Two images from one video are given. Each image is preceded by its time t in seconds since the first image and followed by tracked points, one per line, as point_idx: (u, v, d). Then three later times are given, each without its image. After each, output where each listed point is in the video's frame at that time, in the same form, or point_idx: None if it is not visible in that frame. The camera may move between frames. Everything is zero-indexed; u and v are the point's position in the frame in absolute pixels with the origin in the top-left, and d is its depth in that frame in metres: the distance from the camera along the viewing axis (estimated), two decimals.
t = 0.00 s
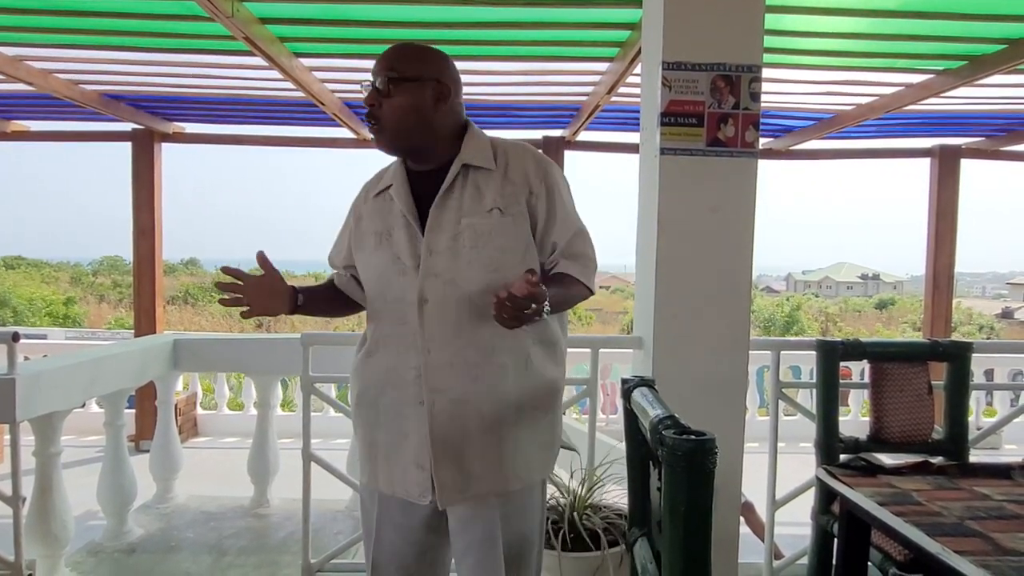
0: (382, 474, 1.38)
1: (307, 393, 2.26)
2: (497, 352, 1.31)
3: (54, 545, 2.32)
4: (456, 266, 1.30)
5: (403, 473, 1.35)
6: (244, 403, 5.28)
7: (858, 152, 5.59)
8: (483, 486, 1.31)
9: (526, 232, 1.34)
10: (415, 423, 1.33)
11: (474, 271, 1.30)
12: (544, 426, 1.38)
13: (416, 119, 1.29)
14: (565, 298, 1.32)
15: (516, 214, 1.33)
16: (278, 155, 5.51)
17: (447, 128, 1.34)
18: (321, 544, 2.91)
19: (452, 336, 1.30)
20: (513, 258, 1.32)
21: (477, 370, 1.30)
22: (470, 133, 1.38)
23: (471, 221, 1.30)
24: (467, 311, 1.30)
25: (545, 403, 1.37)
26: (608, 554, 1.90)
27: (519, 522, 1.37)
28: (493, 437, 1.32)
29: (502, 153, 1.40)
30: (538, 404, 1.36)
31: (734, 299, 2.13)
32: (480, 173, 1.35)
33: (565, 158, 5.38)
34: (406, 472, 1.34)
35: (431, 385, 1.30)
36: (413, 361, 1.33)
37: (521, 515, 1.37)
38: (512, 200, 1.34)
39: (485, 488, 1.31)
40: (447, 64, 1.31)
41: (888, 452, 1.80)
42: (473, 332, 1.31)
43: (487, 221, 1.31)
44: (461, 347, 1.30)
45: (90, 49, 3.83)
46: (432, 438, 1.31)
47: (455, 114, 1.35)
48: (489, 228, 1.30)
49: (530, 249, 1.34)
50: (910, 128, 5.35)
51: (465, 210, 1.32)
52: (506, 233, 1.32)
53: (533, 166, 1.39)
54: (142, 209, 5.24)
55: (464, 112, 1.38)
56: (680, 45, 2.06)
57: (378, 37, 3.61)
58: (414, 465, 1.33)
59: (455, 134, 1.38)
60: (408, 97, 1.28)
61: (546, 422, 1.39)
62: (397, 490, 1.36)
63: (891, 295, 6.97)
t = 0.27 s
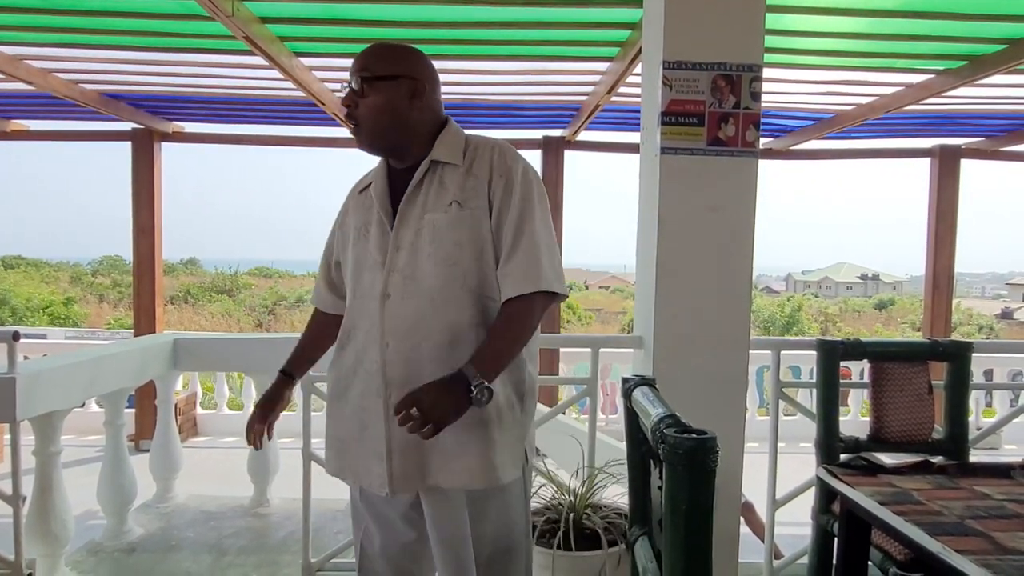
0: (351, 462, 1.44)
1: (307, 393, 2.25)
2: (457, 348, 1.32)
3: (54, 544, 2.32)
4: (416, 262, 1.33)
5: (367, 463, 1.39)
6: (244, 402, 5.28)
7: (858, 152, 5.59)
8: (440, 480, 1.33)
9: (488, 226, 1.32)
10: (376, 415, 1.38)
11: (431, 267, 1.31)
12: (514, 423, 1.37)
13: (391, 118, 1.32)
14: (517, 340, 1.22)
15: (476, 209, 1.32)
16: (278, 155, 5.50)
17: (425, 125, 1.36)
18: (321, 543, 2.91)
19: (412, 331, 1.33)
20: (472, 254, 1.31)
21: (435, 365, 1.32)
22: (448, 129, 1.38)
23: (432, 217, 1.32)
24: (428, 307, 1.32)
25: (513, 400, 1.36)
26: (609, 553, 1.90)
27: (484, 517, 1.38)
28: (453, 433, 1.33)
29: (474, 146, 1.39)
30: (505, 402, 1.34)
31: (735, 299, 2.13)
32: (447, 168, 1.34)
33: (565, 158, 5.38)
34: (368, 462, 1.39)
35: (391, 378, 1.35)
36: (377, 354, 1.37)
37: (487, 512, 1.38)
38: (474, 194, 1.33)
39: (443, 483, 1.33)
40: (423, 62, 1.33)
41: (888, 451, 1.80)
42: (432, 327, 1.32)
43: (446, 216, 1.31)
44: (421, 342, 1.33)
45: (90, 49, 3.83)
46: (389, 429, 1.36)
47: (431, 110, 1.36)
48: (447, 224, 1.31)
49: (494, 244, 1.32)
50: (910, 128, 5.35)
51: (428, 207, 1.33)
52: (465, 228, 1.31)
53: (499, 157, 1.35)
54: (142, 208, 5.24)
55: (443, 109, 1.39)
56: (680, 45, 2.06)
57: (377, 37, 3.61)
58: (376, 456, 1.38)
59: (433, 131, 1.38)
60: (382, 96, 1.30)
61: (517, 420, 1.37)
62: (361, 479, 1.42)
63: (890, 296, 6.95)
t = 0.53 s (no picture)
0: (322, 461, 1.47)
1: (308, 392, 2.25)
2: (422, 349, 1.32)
3: (54, 543, 2.32)
4: (384, 262, 1.35)
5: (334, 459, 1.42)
6: (244, 402, 5.28)
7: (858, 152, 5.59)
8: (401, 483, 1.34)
9: (456, 229, 1.33)
10: (342, 412, 1.40)
11: (398, 267, 1.33)
12: (483, 427, 1.36)
13: (363, 117, 1.34)
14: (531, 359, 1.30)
15: (445, 210, 1.33)
16: (277, 154, 5.50)
17: (399, 125, 1.38)
18: (321, 543, 2.92)
19: (378, 330, 1.34)
20: (438, 256, 1.32)
21: (399, 364, 1.33)
22: (422, 127, 1.39)
23: (401, 218, 1.34)
24: (393, 306, 1.33)
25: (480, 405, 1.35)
26: (608, 553, 1.89)
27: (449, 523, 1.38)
28: (417, 433, 1.33)
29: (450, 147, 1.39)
30: (473, 404, 1.34)
31: (735, 299, 2.13)
32: (418, 169, 1.36)
33: (565, 158, 5.38)
34: (333, 461, 1.41)
35: (356, 376, 1.36)
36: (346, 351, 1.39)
37: (455, 516, 1.38)
38: (443, 196, 1.34)
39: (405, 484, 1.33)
40: (396, 62, 1.35)
41: (888, 451, 1.80)
42: (397, 327, 1.33)
43: (415, 216, 1.33)
44: (386, 341, 1.34)
45: (89, 48, 3.83)
46: (355, 428, 1.37)
47: (405, 109, 1.38)
48: (414, 225, 1.32)
49: (462, 246, 1.33)
50: (910, 129, 5.35)
51: (399, 207, 1.35)
52: (430, 229, 1.32)
53: (471, 160, 1.36)
54: (142, 208, 5.25)
55: (417, 108, 1.41)
56: (681, 45, 2.06)
57: (377, 36, 3.61)
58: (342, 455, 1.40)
59: (406, 129, 1.39)
60: (354, 96, 1.33)
61: (484, 424, 1.36)
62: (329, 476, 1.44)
63: (889, 296, 6.97)
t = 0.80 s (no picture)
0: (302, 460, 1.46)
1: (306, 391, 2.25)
2: (400, 346, 1.32)
3: (52, 543, 2.32)
4: (363, 260, 1.34)
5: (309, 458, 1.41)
6: (243, 402, 5.27)
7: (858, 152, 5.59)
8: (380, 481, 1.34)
9: (436, 227, 1.33)
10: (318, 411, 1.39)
11: (377, 264, 1.32)
12: (465, 426, 1.36)
13: (346, 118, 1.34)
14: (523, 355, 1.30)
15: (426, 208, 1.33)
16: (277, 154, 5.50)
17: (382, 125, 1.38)
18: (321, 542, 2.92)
19: (356, 328, 1.34)
20: (417, 254, 1.32)
21: (376, 362, 1.33)
22: (404, 128, 1.39)
23: (381, 216, 1.33)
24: (371, 303, 1.32)
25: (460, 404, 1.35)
26: (607, 554, 1.89)
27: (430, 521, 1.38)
28: (395, 430, 1.33)
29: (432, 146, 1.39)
30: (451, 404, 1.34)
31: (734, 299, 2.13)
32: (399, 168, 1.36)
33: (565, 158, 5.38)
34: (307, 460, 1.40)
35: (333, 375, 1.36)
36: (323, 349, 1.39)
37: (437, 514, 1.38)
38: (423, 194, 1.33)
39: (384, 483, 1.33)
40: (378, 61, 1.35)
41: (887, 451, 1.80)
42: (375, 325, 1.32)
43: (394, 214, 1.33)
44: (364, 338, 1.33)
45: (89, 47, 3.82)
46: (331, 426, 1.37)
47: (388, 110, 1.38)
48: (393, 223, 1.32)
49: (442, 244, 1.33)
50: (910, 129, 5.35)
51: (380, 205, 1.35)
52: (408, 227, 1.32)
53: (453, 158, 1.36)
54: (141, 207, 5.25)
55: (400, 108, 1.41)
56: (681, 45, 2.05)
57: (377, 36, 3.61)
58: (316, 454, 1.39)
59: (389, 129, 1.39)
60: (337, 97, 1.33)
61: (465, 423, 1.36)
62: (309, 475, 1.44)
63: (888, 296, 6.97)
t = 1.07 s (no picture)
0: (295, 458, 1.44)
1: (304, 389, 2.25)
2: (400, 342, 1.32)
3: (50, 541, 2.31)
4: (363, 254, 1.33)
5: (303, 456, 1.39)
6: (241, 400, 5.26)
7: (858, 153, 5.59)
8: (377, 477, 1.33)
9: (436, 223, 1.33)
10: (314, 407, 1.38)
11: (377, 259, 1.32)
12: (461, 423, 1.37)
13: (348, 118, 1.33)
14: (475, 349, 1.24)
15: (427, 204, 1.33)
16: (276, 153, 5.49)
17: (382, 125, 1.37)
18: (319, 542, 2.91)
19: (355, 323, 1.33)
20: (417, 249, 1.31)
21: (376, 356, 1.33)
22: (404, 129, 1.40)
23: (382, 211, 1.33)
24: (371, 299, 1.32)
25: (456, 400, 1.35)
26: (606, 554, 1.89)
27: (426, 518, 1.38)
28: (394, 425, 1.33)
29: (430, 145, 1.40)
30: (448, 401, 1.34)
31: (735, 299, 2.13)
32: (400, 165, 1.36)
33: (565, 158, 5.37)
34: (301, 457, 1.39)
35: (332, 370, 1.35)
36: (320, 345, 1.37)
37: (434, 511, 1.39)
38: (424, 190, 1.34)
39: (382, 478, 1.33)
40: (378, 61, 1.35)
41: (887, 453, 1.79)
42: (375, 320, 1.32)
43: (395, 209, 1.32)
44: (364, 334, 1.33)
45: (89, 45, 3.81)
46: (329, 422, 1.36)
47: (389, 111, 1.38)
48: (394, 218, 1.32)
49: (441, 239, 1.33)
50: (910, 130, 5.35)
51: (380, 201, 1.34)
52: (408, 222, 1.32)
53: (454, 157, 1.37)
54: (140, 205, 5.24)
55: (400, 110, 1.41)
56: (683, 45, 2.05)
57: (377, 34, 3.61)
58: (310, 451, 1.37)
59: (389, 130, 1.39)
60: (339, 97, 1.32)
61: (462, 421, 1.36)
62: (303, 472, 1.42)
63: (887, 297, 6.97)
